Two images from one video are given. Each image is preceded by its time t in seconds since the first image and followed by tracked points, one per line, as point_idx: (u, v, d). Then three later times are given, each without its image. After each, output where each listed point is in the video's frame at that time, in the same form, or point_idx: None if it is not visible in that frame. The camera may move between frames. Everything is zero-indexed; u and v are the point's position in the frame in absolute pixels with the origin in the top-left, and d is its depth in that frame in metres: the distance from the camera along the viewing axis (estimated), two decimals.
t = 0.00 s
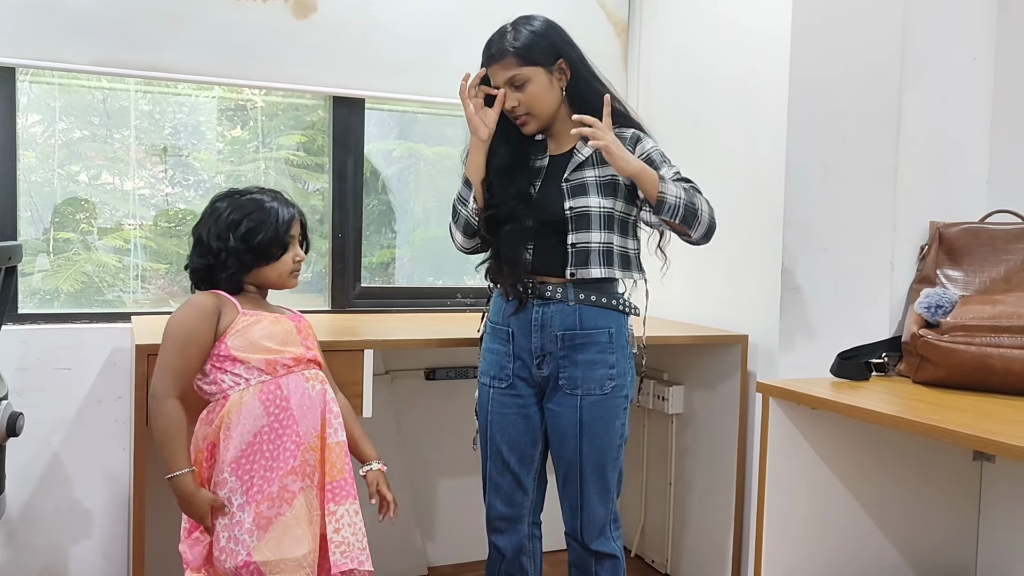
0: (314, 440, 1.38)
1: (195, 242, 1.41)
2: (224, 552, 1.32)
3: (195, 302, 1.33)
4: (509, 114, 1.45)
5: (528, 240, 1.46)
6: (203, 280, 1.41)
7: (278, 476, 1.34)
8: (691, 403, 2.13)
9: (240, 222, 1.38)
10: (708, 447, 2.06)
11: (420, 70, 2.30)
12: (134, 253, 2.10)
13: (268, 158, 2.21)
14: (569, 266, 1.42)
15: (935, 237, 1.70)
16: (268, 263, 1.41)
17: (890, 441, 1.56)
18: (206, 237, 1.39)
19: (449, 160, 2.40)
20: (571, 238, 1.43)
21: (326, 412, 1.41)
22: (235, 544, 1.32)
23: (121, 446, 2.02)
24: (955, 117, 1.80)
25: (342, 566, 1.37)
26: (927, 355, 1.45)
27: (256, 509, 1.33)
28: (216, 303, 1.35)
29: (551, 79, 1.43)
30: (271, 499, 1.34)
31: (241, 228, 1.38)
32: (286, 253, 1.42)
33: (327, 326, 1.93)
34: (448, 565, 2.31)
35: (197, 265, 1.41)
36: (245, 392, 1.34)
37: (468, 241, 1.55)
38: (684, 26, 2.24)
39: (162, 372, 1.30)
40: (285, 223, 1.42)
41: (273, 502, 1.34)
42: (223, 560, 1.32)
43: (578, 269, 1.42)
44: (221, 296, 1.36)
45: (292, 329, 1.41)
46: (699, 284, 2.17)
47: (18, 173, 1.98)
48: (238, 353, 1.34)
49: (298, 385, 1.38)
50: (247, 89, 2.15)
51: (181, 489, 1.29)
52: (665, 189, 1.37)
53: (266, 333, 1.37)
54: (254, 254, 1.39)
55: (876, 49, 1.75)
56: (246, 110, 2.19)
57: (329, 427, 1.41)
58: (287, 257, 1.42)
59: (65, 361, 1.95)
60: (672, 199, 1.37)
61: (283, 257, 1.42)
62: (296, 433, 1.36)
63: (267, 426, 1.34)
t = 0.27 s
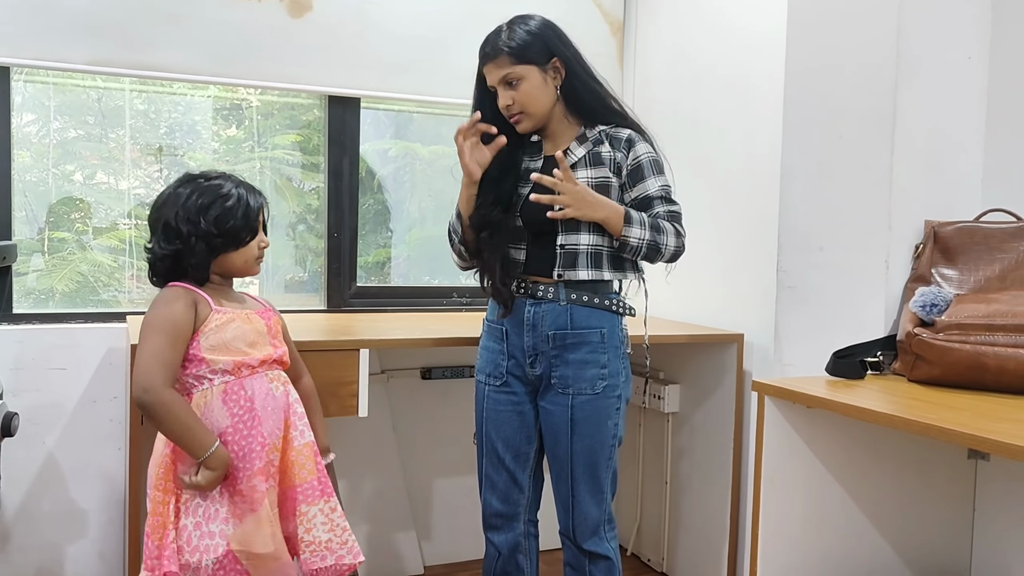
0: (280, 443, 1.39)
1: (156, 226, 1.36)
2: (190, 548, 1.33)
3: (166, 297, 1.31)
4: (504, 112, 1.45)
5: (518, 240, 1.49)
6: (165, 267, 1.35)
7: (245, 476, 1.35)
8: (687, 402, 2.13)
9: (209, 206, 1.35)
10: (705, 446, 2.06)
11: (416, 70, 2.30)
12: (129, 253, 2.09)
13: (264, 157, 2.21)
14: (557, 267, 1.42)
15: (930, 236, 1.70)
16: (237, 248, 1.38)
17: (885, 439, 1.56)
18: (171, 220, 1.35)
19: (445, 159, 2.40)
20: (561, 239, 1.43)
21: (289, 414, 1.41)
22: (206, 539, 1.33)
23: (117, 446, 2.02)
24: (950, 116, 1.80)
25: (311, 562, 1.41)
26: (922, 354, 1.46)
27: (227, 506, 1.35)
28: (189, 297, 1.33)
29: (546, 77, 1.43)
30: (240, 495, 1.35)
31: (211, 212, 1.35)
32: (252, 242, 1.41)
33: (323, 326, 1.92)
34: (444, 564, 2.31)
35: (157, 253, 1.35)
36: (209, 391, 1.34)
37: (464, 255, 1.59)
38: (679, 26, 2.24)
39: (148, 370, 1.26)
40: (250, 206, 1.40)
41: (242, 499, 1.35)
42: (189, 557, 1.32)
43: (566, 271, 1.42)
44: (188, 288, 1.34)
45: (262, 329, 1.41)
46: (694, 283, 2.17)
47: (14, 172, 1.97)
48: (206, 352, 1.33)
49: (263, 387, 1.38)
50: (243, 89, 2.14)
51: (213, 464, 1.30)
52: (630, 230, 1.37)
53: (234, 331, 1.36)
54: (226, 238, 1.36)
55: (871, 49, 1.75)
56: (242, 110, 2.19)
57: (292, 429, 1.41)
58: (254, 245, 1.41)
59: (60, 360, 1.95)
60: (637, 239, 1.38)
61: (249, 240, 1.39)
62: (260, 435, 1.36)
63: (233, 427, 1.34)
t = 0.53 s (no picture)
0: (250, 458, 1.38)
1: (147, 230, 1.34)
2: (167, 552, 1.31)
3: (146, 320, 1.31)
4: (501, 111, 1.46)
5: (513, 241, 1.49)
6: (160, 272, 1.34)
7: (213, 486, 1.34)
8: (685, 402, 2.13)
9: (201, 205, 1.34)
10: (702, 445, 2.06)
11: (414, 69, 2.29)
12: (126, 252, 2.09)
13: (262, 156, 2.20)
14: (551, 268, 1.43)
15: (928, 236, 1.70)
16: (232, 244, 1.37)
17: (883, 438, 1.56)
18: (163, 222, 1.33)
19: (443, 158, 2.40)
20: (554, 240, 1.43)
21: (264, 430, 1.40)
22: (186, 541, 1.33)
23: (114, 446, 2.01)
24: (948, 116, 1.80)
25: None
26: (920, 353, 1.46)
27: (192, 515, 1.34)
28: (167, 322, 1.32)
29: (543, 76, 1.43)
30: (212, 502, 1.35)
31: (204, 210, 1.34)
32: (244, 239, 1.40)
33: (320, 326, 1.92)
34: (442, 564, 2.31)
35: (151, 259, 1.34)
36: (189, 399, 1.34)
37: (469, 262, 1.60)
38: (677, 25, 2.24)
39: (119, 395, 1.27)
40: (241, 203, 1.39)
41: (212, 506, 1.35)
42: (166, 564, 1.30)
43: (560, 271, 1.42)
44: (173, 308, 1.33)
45: (251, 347, 1.39)
46: (692, 283, 2.17)
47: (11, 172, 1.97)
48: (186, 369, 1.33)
49: (242, 402, 1.38)
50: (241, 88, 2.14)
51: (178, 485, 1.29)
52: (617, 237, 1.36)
53: (215, 354, 1.34)
54: (221, 236, 1.35)
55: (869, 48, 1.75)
56: (239, 109, 2.18)
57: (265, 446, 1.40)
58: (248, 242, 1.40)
59: (57, 361, 1.95)
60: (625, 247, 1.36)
61: (244, 236, 1.39)
62: (235, 448, 1.35)
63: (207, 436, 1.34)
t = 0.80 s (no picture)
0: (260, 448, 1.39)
1: (158, 233, 1.36)
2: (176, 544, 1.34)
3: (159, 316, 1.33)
4: (505, 109, 1.45)
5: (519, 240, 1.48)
6: (174, 273, 1.36)
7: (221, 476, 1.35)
8: (689, 401, 2.13)
9: (209, 205, 1.35)
10: (707, 445, 2.06)
11: (418, 69, 2.29)
12: (131, 252, 2.10)
13: (266, 156, 2.21)
14: (554, 266, 1.43)
15: (932, 234, 1.70)
16: (241, 242, 1.38)
17: (888, 437, 1.56)
18: (173, 224, 1.35)
19: (447, 158, 2.40)
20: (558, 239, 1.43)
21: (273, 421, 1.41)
22: (194, 539, 1.35)
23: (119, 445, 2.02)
24: (953, 114, 1.80)
25: (266, 571, 1.37)
26: (925, 352, 1.45)
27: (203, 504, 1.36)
28: (178, 317, 1.34)
29: (547, 74, 1.43)
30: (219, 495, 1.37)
31: (213, 209, 1.35)
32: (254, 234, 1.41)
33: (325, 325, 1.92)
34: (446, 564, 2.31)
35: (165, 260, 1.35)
36: (199, 393, 1.36)
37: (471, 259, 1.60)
38: (682, 25, 2.24)
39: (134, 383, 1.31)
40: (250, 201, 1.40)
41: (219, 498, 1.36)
42: (177, 554, 1.33)
43: (563, 270, 1.42)
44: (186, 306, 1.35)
45: (258, 340, 1.40)
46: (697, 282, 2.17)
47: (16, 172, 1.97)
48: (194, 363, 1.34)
49: (251, 394, 1.39)
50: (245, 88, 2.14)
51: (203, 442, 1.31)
52: (615, 237, 1.36)
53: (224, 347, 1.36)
54: (231, 234, 1.36)
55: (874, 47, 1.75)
56: (244, 109, 2.19)
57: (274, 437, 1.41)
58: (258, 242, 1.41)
59: (62, 360, 1.95)
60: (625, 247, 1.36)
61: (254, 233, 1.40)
62: (242, 438, 1.37)
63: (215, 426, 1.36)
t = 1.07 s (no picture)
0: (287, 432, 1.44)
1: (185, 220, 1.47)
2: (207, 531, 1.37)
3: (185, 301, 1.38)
4: (521, 106, 1.45)
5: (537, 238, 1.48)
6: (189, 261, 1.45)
7: (251, 461, 1.39)
8: (707, 399, 2.12)
9: (214, 201, 1.41)
10: (725, 443, 2.05)
11: (435, 67, 2.30)
12: (150, 251, 2.11)
13: (284, 155, 2.22)
14: (573, 266, 1.43)
15: (953, 232, 1.68)
16: (243, 242, 1.42)
17: (909, 435, 1.54)
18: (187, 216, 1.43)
19: (464, 157, 2.40)
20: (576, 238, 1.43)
21: (296, 406, 1.45)
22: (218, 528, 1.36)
23: (140, 442, 2.03)
24: (975, 110, 1.78)
25: (328, 546, 1.45)
26: (946, 350, 1.44)
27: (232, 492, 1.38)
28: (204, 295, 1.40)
29: (563, 70, 1.43)
30: (245, 482, 1.39)
31: (215, 207, 1.41)
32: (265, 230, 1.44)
33: (343, 323, 1.93)
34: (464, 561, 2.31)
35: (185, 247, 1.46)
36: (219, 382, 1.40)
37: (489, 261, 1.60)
38: (700, 21, 2.23)
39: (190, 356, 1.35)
40: (258, 200, 1.43)
41: (248, 485, 1.39)
42: (210, 540, 1.36)
43: (582, 269, 1.42)
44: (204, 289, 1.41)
45: (282, 332, 1.45)
46: (715, 280, 2.16)
47: (38, 172, 1.99)
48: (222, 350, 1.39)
49: (271, 382, 1.43)
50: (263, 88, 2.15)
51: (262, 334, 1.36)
52: (634, 237, 1.36)
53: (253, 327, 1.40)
54: (229, 233, 1.40)
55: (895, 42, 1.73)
56: (262, 108, 2.20)
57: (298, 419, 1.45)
58: (265, 239, 1.43)
59: (83, 358, 1.97)
60: (644, 246, 1.36)
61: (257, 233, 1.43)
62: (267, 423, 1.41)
63: (239, 414, 1.39)
